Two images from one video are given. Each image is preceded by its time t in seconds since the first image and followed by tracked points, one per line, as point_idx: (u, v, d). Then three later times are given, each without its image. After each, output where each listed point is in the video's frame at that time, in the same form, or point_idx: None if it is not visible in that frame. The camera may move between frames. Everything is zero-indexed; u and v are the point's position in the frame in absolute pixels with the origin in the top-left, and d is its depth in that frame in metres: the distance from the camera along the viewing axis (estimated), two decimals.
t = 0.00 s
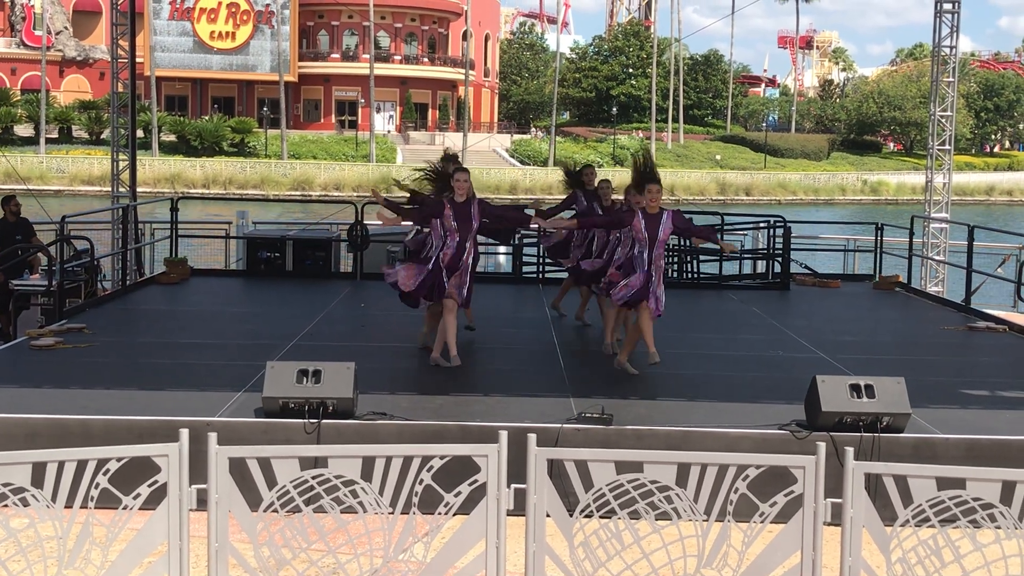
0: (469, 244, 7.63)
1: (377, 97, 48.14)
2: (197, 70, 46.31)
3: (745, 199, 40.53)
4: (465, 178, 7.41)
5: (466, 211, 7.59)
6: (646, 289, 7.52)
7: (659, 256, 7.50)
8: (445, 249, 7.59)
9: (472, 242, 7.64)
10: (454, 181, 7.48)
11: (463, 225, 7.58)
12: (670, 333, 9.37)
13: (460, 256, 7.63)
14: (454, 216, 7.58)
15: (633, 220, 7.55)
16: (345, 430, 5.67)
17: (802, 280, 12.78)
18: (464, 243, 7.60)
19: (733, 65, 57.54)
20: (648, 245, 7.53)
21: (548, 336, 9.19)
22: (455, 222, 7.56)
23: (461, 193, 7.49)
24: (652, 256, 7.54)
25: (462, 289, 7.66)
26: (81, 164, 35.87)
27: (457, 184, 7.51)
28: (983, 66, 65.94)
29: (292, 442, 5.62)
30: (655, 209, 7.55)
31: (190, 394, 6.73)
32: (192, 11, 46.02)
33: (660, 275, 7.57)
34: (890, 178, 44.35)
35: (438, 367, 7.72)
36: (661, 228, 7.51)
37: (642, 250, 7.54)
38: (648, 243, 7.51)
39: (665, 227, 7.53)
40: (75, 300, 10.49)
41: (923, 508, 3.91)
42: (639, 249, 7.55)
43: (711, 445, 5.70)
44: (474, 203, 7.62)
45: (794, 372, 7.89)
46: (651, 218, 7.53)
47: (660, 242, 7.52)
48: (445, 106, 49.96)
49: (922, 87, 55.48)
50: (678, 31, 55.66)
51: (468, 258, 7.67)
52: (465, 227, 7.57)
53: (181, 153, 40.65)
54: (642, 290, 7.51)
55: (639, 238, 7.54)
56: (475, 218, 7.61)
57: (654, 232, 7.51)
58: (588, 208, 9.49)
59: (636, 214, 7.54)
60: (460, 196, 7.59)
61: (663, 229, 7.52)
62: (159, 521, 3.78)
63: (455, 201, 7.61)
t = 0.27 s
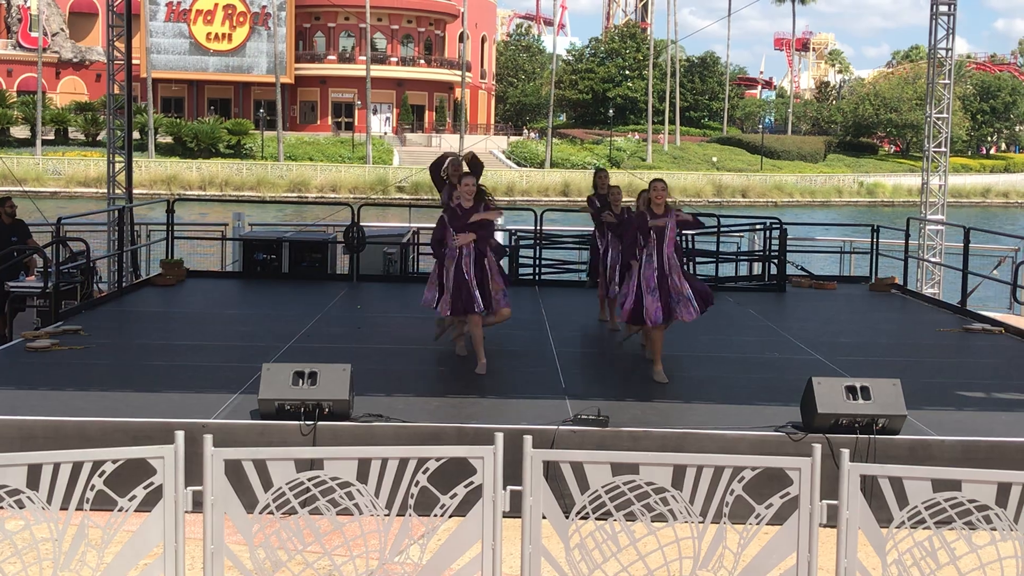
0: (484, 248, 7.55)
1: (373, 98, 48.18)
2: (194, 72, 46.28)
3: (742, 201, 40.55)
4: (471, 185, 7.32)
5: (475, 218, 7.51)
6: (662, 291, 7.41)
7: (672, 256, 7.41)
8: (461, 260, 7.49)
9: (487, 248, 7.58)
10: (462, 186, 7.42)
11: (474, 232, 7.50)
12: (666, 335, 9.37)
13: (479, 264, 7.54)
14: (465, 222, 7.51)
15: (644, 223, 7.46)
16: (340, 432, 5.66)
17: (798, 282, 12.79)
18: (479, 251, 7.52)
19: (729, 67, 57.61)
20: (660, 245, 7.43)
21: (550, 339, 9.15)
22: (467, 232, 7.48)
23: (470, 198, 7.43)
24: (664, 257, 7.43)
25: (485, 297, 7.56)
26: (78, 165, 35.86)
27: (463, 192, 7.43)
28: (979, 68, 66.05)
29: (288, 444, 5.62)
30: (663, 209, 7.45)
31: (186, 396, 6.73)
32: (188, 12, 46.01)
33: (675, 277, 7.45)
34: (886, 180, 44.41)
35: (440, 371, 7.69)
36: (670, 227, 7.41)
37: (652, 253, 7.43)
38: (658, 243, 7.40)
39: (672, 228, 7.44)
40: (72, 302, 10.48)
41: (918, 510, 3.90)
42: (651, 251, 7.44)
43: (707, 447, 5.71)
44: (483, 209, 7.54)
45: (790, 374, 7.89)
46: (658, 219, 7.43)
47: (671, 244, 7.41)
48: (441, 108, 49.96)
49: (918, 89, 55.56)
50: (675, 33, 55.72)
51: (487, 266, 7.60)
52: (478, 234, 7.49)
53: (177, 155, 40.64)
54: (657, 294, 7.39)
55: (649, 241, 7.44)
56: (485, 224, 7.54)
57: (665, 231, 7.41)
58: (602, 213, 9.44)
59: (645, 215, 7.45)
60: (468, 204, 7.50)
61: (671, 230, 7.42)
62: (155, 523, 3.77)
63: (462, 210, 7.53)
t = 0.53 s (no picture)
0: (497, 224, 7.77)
1: (371, 99, 48.18)
2: (191, 72, 46.25)
3: (739, 202, 40.56)
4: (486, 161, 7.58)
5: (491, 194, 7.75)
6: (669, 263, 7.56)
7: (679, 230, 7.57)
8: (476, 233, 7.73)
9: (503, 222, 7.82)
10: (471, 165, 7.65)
11: (489, 207, 7.75)
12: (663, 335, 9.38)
13: (495, 237, 7.77)
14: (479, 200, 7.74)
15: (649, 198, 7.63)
16: (337, 433, 5.66)
17: (795, 283, 12.81)
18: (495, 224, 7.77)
19: (726, 68, 57.63)
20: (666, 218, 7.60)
21: (549, 339, 9.18)
22: (482, 206, 7.73)
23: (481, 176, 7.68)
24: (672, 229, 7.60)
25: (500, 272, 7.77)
26: (74, 165, 35.85)
27: (477, 169, 7.67)
28: (977, 69, 66.10)
29: (284, 444, 5.62)
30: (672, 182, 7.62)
31: (183, 396, 6.73)
32: (186, 13, 46.02)
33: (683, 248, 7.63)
34: (883, 181, 44.46)
35: (439, 370, 7.74)
36: (676, 201, 7.59)
37: (659, 225, 7.58)
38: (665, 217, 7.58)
39: (680, 202, 7.61)
40: (69, 301, 10.47)
41: (914, 511, 3.91)
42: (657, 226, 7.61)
43: (705, 447, 5.71)
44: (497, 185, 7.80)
45: (786, 374, 7.91)
46: (667, 192, 7.60)
47: (677, 217, 7.60)
48: (439, 108, 49.95)
49: (915, 90, 55.61)
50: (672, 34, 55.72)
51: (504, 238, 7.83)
52: (492, 208, 7.74)
53: (174, 155, 40.61)
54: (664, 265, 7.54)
55: (656, 212, 7.62)
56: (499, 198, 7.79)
57: (671, 205, 7.59)
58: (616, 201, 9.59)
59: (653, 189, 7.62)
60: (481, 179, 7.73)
61: (678, 203, 7.59)
62: (151, 523, 3.78)
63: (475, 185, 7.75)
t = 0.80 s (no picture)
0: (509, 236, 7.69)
1: (370, 98, 48.19)
2: (190, 72, 46.27)
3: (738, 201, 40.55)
4: (499, 171, 7.57)
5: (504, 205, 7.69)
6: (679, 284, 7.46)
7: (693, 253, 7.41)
8: (487, 244, 7.66)
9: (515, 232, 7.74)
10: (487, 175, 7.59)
11: (501, 218, 7.66)
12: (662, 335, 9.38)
13: (506, 249, 7.69)
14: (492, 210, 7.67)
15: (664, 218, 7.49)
16: (336, 432, 5.66)
17: (794, 282, 12.81)
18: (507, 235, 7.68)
19: (725, 68, 57.64)
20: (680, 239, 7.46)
21: (549, 337, 9.17)
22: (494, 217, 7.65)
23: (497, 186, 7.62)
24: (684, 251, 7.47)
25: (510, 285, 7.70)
26: (73, 164, 35.84)
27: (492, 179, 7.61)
28: (975, 69, 66.13)
29: (283, 443, 5.62)
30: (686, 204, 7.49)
31: (182, 395, 6.73)
32: (185, 12, 46.05)
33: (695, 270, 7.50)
34: (882, 181, 44.45)
35: (440, 369, 7.72)
36: (692, 222, 7.43)
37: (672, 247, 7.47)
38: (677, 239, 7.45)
39: (695, 224, 7.45)
40: (68, 300, 10.47)
41: (913, 509, 3.91)
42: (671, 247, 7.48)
43: (704, 446, 5.71)
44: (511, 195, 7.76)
45: (786, 373, 7.92)
46: (680, 213, 7.46)
47: (692, 239, 7.44)
48: (438, 107, 49.96)
49: (914, 90, 55.64)
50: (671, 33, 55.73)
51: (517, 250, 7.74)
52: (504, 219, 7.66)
53: (173, 154, 40.60)
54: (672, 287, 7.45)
55: (671, 233, 7.47)
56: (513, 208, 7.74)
57: (685, 227, 7.43)
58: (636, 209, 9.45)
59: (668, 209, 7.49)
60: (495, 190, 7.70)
61: (693, 226, 7.43)
62: (150, 523, 3.78)
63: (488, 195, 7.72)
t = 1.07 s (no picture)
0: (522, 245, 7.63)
1: (368, 97, 48.18)
2: (188, 71, 46.25)
3: (737, 200, 40.55)
4: (514, 181, 7.49)
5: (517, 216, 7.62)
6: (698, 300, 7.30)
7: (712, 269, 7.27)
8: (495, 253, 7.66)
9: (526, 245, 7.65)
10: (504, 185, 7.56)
11: (512, 229, 7.60)
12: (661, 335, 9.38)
13: (518, 259, 7.63)
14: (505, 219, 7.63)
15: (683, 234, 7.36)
16: (334, 431, 5.67)
17: (792, 282, 12.82)
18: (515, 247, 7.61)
19: (723, 67, 57.64)
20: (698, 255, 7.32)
21: (549, 336, 9.18)
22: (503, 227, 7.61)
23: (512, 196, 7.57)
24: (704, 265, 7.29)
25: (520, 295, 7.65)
26: (72, 164, 35.82)
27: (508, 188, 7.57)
28: (973, 68, 66.15)
29: (282, 442, 5.62)
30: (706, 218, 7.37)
31: (180, 394, 6.72)
32: (183, 12, 46.05)
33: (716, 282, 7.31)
34: (880, 180, 44.47)
35: (439, 369, 7.70)
36: (711, 238, 7.30)
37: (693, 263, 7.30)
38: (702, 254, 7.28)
39: (715, 239, 7.32)
40: (65, 301, 10.47)
41: (911, 509, 3.91)
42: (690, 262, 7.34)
43: (702, 446, 5.71)
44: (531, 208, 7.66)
45: (784, 372, 7.92)
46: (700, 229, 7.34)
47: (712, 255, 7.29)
48: (436, 107, 49.95)
49: (913, 89, 55.64)
50: (669, 33, 55.73)
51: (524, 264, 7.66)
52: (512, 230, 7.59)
53: (171, 154, 40.57)
54: (688, 305, 7.32)
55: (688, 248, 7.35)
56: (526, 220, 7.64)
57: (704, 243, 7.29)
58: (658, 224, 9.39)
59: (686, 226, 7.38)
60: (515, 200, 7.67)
61: (713, 241, 7.30)
62: (147, 523, 3.78)
63: (505, 206, 7.69)
